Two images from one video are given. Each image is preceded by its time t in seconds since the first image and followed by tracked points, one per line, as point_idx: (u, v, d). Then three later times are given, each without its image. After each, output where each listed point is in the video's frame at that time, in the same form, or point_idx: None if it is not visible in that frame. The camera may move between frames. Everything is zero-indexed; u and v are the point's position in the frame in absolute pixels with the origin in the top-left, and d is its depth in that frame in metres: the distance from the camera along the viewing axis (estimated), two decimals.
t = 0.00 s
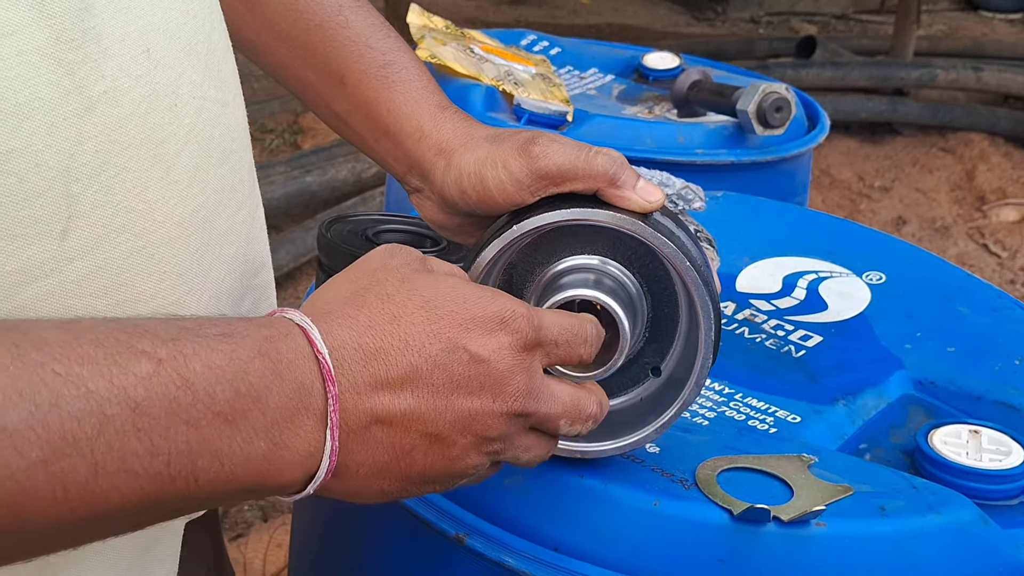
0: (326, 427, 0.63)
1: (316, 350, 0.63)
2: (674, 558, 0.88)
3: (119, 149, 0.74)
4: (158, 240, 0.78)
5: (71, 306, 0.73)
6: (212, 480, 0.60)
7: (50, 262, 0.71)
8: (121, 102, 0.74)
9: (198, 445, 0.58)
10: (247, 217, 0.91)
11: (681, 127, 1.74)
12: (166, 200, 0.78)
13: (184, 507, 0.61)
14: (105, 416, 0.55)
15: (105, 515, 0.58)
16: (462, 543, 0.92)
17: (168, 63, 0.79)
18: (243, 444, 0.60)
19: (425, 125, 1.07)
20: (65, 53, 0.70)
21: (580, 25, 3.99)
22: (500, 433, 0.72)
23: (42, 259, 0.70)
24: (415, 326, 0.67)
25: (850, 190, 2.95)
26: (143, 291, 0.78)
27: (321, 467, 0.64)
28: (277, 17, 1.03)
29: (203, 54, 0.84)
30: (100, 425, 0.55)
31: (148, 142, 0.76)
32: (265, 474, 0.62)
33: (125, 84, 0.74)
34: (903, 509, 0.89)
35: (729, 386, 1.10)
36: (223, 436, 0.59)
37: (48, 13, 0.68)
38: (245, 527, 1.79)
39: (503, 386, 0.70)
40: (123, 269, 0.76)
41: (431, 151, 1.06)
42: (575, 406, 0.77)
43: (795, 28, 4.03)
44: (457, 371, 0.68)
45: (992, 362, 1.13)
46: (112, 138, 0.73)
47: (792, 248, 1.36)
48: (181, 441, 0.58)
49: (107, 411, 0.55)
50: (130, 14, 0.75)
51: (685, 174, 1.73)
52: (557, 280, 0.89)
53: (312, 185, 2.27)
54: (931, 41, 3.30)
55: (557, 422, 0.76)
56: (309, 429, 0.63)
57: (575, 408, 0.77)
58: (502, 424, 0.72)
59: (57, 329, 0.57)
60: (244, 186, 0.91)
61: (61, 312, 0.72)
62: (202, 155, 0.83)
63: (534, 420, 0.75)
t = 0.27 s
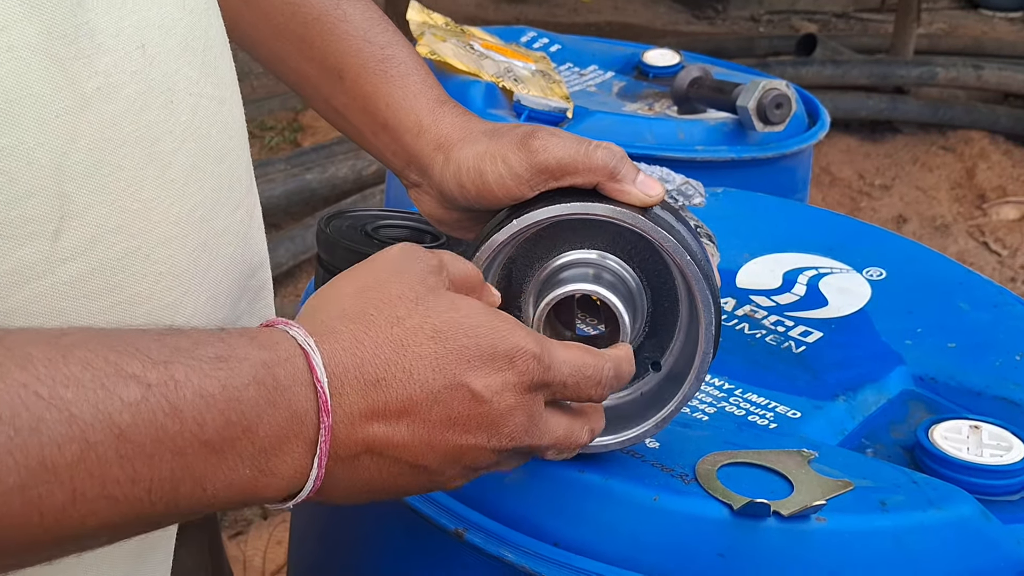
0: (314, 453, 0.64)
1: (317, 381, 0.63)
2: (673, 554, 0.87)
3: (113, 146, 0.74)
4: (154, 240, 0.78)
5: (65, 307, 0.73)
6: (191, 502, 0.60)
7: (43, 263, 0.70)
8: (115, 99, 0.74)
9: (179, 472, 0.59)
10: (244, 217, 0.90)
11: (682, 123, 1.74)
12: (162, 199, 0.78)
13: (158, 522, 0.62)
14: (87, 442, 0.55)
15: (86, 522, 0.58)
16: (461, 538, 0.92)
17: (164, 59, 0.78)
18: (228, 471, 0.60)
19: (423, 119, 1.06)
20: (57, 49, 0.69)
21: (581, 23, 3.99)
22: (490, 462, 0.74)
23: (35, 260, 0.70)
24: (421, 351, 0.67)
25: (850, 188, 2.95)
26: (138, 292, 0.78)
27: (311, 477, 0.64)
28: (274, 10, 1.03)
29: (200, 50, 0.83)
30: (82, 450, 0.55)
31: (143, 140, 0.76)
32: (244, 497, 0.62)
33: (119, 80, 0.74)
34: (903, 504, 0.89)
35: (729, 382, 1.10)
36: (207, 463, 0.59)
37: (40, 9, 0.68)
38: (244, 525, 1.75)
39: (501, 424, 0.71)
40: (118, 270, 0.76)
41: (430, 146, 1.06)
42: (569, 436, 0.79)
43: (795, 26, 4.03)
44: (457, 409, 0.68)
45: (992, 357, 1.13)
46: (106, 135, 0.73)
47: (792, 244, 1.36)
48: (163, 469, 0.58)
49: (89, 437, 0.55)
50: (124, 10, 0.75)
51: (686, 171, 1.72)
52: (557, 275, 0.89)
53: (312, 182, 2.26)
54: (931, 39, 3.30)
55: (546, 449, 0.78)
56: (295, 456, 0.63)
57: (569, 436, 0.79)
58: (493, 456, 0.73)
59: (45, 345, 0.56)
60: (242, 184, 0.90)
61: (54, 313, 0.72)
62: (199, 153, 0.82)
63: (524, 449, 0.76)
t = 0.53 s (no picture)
0: (325, 458, 0.64)
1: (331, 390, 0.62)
2: (674, 549, 0.87)
3: (118, 142, 0.73)
4: (159, 237, 0.77)
5: (69, 305, 0.73)
6: (199, 505, 0.61)
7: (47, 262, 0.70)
8: (119, 93, 0.73)
9: (189, 478, 0.58)
10: (248, 212, 0.90)
11: (682, 120, 1.74)
12: (167, 196, 0.78)
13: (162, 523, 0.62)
14: (97, 450, 0.55)
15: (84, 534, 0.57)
16: (461, 534, 0.91)
17: (168, 52, 0.77)
18: (239, 475, 0.61)
19: (422, 114, 1.06)
20: (60, 43, 0.69)
21: (581, 21, 3.98)
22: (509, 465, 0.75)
23: (37, 258, 0.69)
24: (440, 361, 0.66)
25: (850, 185, 2.94)
26: (143, 290, 0.77)
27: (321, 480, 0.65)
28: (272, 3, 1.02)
29: (203, 43, 0.82)
30: (91, 458, 0.55)
31: (147, 135, 0.76)
32: (253, 497, 0.63)
33: (123, 75, 0.73)
34: (905, 499, 0.88)
35: (730, 377, 1.09)
36: (219, 469, 0.59)
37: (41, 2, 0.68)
38: (244, 521, 1.75)
39: (522, 433, 0.72)
40: (122, 268, 0.75)
41: (429, 141, 1.06)
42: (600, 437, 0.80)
43: (795, 24, 4.02)
44: (478, 419, 0.69)
45: (994, 353, 1.13)
46: (110, 131, 0.73)
47: (793, 239, 1.36)
48: (173, 476, 0.58)
49: (99, 445, 0.55)
50: (127, 2, 0.74)
51: (687, 167, 1.72)
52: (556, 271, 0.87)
53: (312, 179, 2.26)
54: (931, 36, 3.29)
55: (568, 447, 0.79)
56: (304, 458, 0.63)
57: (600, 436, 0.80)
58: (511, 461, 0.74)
59: (51, 347, 0.55)
60: (245, 180, 0.90)
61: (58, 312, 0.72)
62: (203, 148, 0.82)
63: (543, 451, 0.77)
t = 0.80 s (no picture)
0: (318, 476, 0.62)
1: (318, 395, 0.61)
2: (672, 550, 0.87)
3: (126, 149, 0.73)
4: (169, 245, 0.77)
5: (80, 316, 0.72)
6: (206, 530, 0.59)
7: (57, 272, 0.70)
8: (126, 100, 0.73)
9: (194, 502, 0.57)
10: (253, 216, 0.89)
11: (682, 118, 1.74)
12: (175, 203, 0.77)
13: (176, 552, 0.61)
14: (107, 476, 0.54)
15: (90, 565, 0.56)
16: (460, 533, 0.91)
17: (175, 57, 0.77)
18: (239, 497, 0.59)
19: (421, 113, 1.06)
20: (66, 49, 0.69)
21: (581, 19, 3.98)
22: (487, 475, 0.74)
23: (48, 270, 0.69)
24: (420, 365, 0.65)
25: (850, 183, 2.94)
26: (155, 299, 0.77)
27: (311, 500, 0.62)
28: (268, 3, 1.02)
29: (208, 46, 0.82)
30: (103, 485, 0.54)
31: (155, 142, 0.75)
32: (256, 520, 0.61)
33: (130, 80, 0.73)
34: (905, 499, 0.88)
35: (729, 376, 1.09)
36: (221, 490, 0.58)
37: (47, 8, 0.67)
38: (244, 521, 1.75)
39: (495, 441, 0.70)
40: (134, 278, 0.75)
41: (428, 141, 1.05)
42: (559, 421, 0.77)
43: (795, 22, 4.02)
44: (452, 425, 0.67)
45: (994, 352, 1.12)
46: (118, 138, 0.72)
47: (794, 238, 1.35)
48: (180, 500, 0.57)
49: (109, 471, 0.54)
50: (134, 7, 0.74)
51: (687, 165, 1.72)
52: (555, 271, 0.88)
53: (311, 178, 2.25)
54: (931, 34, 3.29)
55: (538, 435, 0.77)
56: (301, 478, 0.61)
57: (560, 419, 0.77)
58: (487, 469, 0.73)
59: (62, 379, 0.55)
60: (251, 183, 0.89)
61: (68, 323, 0.72)
62: (210, 153, 0.81)
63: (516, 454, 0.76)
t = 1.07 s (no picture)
0: (353, 445, 0.64)
1: (342, 365, 0.63)
2: (669, 550, 0.87)
3: (139, 154, 0.71)
4: (182, 251, 0.75)
5: (95, 326, 0.70)
6: (257, 505, 0.59)
7: (73, 280, 0.68)
8: (140, 103, 0.71)
9: (246, 473, 0.58)
10: (258, 221, 0.87)
11: (681, 116, 1.73)
12: (188, 207, 0.75)
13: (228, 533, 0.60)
14: (165, 448, 0.54)
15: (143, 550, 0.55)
16: (457, 533, 0.91)
17: (183, 59, 0.76)
18: (286, 469, 0.60)
19: (418, 114, 1.06)
20: (81, 52, 0.67)
21: (580, 17, 3.97)
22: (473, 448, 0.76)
23: (64, 277, 0.67)
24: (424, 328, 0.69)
25: (850, 182, 2.94)
26: (169, 307, 0.75)
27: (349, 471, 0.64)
28: (261, 4, 1.02)
29: (214, 49, 0.80)
30: (160, 457, 0.54)
31: (167, 146, 0.73)
32: (299, 497, 0.61)
33: (142, 83, 0.71)
34: (903, 498, 0.88)
35: (727, 376, 1.09)
36: (268, 460, 0.58)
37: (60, 9, 0.66)
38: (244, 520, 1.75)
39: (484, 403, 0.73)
40: (148, 283, 0.73)
41: (426, 141, 1.05)
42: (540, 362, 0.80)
43: (795, 20, 4.02)
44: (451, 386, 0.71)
45: (992, 351, 1.12)
46: (131, 142, 0.71)
47: (793, 236, 1.35)
48: (233, 470, 0.57)
49: (166, 442, 0.54)
50: (143, 8, 0.72)
51: (686, 163, 1.72)
52: (554, 271, 0.88)
53: (310, 177, 2.25)
54: (931, 33, 3.28)
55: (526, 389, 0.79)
56: (338, 448, 0.63)
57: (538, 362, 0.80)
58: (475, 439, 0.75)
59: (104, 358, 0.55)
60: (256, 187, 0.87)
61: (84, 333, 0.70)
62: (219, 157, 0.79)
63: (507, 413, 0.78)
